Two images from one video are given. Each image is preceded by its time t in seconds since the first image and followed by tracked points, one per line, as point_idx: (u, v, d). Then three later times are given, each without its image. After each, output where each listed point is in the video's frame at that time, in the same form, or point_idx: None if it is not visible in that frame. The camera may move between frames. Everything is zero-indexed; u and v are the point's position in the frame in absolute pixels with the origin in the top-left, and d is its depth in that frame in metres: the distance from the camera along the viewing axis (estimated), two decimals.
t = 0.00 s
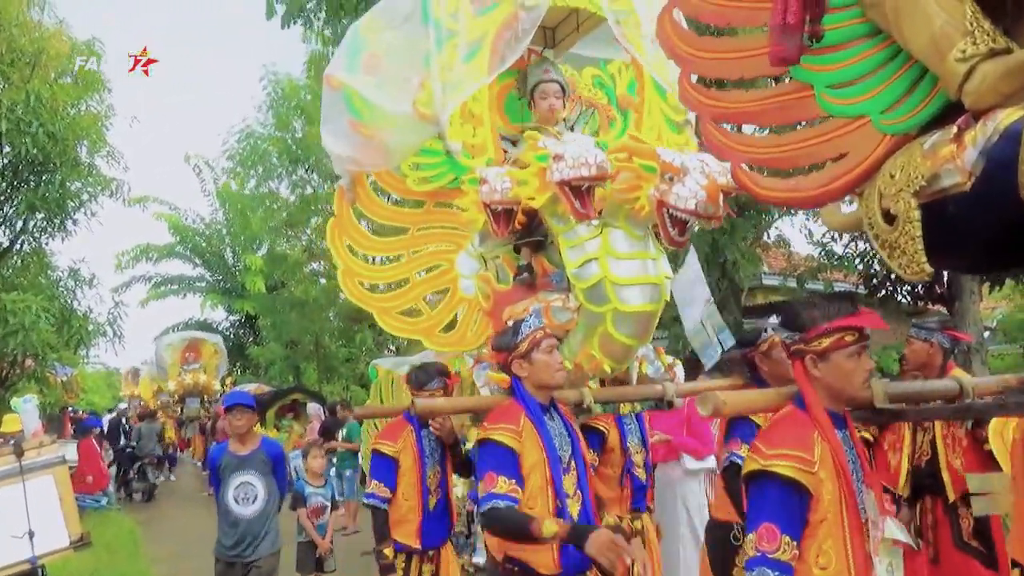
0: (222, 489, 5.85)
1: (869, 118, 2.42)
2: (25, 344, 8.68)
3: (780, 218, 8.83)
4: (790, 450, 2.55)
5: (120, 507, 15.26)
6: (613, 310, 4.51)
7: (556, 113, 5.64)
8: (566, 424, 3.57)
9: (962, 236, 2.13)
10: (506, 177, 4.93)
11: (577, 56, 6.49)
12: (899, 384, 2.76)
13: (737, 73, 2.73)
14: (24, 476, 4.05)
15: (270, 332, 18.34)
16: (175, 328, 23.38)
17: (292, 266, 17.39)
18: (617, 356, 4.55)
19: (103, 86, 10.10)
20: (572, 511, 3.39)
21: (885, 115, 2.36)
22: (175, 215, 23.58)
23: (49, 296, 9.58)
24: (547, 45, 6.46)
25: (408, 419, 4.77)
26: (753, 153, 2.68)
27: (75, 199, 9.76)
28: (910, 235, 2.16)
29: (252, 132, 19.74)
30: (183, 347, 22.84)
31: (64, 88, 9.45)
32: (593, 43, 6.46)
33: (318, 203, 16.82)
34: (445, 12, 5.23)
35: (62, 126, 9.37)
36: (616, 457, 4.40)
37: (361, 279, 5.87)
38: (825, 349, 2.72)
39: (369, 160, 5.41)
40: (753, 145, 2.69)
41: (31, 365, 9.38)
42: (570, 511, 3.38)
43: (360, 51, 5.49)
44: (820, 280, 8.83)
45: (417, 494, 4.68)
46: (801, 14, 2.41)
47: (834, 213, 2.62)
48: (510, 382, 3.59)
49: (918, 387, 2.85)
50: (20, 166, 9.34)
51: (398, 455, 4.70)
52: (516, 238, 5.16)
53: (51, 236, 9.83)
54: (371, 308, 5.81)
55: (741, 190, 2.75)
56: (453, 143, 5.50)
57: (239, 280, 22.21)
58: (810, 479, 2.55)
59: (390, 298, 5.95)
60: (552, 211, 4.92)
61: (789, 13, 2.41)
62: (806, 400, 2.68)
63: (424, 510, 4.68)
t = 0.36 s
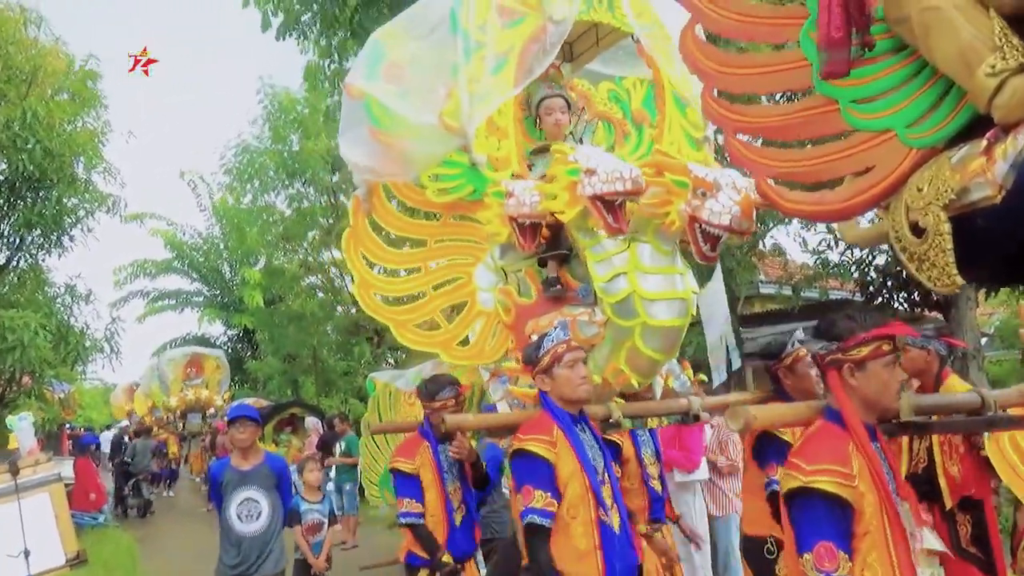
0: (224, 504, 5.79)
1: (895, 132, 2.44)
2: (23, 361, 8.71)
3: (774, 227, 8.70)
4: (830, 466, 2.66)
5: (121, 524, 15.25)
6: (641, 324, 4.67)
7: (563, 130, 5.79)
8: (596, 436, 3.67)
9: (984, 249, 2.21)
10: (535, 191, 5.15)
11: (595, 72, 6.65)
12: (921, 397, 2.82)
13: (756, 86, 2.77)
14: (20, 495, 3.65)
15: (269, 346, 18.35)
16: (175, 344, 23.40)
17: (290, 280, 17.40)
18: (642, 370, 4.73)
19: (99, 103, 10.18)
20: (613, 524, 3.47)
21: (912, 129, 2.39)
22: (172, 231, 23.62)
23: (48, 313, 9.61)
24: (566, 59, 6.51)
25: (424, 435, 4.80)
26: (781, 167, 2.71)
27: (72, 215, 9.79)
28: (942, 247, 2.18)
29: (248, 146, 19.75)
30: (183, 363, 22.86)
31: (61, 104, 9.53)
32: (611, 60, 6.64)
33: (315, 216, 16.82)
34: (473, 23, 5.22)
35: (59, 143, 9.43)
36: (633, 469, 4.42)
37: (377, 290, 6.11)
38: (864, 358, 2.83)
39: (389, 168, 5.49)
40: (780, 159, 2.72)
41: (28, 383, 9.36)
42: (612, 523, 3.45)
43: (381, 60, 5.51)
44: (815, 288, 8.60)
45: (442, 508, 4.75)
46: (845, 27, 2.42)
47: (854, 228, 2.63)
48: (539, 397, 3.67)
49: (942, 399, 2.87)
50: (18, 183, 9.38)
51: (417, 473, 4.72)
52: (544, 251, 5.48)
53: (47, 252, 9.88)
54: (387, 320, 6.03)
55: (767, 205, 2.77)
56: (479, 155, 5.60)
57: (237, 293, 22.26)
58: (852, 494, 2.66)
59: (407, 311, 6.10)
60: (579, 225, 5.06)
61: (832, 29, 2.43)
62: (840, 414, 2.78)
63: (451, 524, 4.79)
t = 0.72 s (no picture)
0: (222, 521, 5.71)
1: (898, 127, 2.45)
2: (18, 379, 8.67)
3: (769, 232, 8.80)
4: (840, 454, 2.68)
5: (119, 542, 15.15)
6: (650, 321, 4.82)
7: (570, 128, 5.78)
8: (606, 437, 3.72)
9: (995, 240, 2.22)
10: (543, 191, 5.21)
11: (595, 74, 6.68)
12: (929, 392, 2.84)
13: (756, 86, 2.79)
14: (13, 515, 3.60)
15: (265, 359, 18.30)
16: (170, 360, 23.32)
17: (284, 293, 17.36)
18: (653, 369, 4.87)
19: (90, 119, 10.18)
20: (621, 526, 3.49)
21: (914, 124, 2.40)
22: (165, 246, 23.57)
23: (42, 330, 9.57)
24: (565, 63, 6.69)
25: (429, 439, 4.78)
26: (783, 165, 2.72)
27: (64, 232, 9.76)
28: (951, 239, 2.18)
29: (240, 160, 19.73)
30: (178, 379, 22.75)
31: (52, 122, 9.53)
32: (610, 61, 6.66)
33: (308, 228, 16.80)
34: (477, 26, 5.35)
35: (50, 160, 9.42)
36: (638, 469, 4.38)
37: (381, 295, 6.14)
38: (838, 355, 2.90)
39: (394, 172, 5.45)
40: (782, 158, 2.73)
41: (23, 401, 9.31)
42: (619, 525, 3.47)
43: (383, 63, 5.48)
44: (809, 291, 8.67)
45: (445, 515, 4.75)
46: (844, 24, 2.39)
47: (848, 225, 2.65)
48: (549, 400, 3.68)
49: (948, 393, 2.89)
50: (9, 201, 9.35)
51: (422, 477, 4.73)
52: (548, 252, 5.46)
53: (40, 269, 9.85)
54: (390, 323, 6.07)
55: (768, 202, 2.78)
56: (483, 156, 5.68)
57: (231, 308, 22.20)
58: (864, 484, 2.68)
59: (411, 316, 6.13)
60: (585, 223, 5.16)
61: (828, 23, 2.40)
62: (845, 408, 2.81)
63: (452, 531, 4.75)
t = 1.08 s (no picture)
0: (207, 544, 5.58)
1: (890, 138, 2.49)
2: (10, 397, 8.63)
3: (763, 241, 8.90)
4: (828, 470, 2.71)
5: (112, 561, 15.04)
6: (651, 327, 4.88)
7: (575, 136, 5.84)
8: (606, 454, 3.77)
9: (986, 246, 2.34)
10: (541, 200, 5.25)
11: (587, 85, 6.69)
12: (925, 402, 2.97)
13: (749, 99, 2.83)
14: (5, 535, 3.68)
15: (259, 374, 18.25)
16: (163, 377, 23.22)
17: (278, 308, 17.33)
18: (653, 375, 4.93)
19: (82, 136, 10.19)
20: (613, 545, 3.61)
21: (906, 134, 2.44)
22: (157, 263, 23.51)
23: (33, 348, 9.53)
24: (561, 72, 6.73)
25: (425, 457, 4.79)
26: (781, 174, 2.73)
27: (56, 250, 9.73)
28: (945, 249, 2.23)
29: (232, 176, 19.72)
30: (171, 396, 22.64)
31: (43, 139, 9.54)
32: (605, 71, 6.70)
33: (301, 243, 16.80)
34: (472, 35, 5.41)
35: (41, 177, 9.42)
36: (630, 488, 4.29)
37: (378, 307, 6.16)
38: (826, 369, 2.92)
39: (390, 183, 5.41)
40: (776, 169, 2.75)
41: (15, 420, 9.26)
42: (611, 544, 3.59)
43: (377, 75, 5.57)
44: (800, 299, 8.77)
45: (443, 532, 4.78)
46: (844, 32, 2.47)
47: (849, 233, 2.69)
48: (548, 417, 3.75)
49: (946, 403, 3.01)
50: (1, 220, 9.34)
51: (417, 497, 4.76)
52: (546, 260, 5.53)
53: (31, 287, 9.81)
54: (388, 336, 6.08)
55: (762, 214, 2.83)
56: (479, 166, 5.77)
57: (224, 323, 22.15)
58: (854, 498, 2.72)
59: (409, 327, 6.14)
60: (584, 229, 5.21)
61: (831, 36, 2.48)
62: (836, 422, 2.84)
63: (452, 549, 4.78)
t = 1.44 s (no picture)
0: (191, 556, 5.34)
1: (870, 131, 2.55)
2: None
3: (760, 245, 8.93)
4: (795, 472, 2.75)
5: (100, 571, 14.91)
6: (653, 327, 4.98)
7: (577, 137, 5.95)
8: (589, 464, 3.81)
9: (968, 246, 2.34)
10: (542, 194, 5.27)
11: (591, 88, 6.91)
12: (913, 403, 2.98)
13: (732, 95, 2.88)
14: None
15: (249, 383, 18.16)
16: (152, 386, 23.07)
17: (269, 315, 17.26)
18: (655, 377, 5.05)
19: (72, 144, 10.17)
20: (577, 558, 3.69)
21: (886, 127, 2.50)
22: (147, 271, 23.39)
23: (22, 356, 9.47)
24: (564, 75, 6.94)
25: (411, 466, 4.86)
26: (754, 172, 2.82)
27: (46, 257, 9.69)
28: (922, 241, 2.27)
29: (224, 183, 19.66)
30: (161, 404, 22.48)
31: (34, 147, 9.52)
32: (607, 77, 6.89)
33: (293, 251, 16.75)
34: (474, 29, 5.41)
35: (31, 185, 9.39)
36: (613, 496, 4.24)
37: (373, 306, 6.18)
38: (801, 371, 2.91)
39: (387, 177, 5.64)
40: (752, 167, 2.83)
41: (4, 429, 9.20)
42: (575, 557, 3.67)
43: (376, 70, 5.61)
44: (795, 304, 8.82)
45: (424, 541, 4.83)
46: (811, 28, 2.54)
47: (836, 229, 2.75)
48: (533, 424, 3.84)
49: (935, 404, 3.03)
50: None
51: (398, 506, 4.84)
52: (546, 260, 5.56)
53: (21, 294, 9.74)
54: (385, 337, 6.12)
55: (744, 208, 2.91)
56: (478, 160, 5.79)
57: (216, 331, 22.06)
58: (822, 501, 2.73)
59: (406, 327, 6.18)
60: (585, 227, 5.28)
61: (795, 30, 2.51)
62: (813, 425, 2.87)
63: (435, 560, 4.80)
